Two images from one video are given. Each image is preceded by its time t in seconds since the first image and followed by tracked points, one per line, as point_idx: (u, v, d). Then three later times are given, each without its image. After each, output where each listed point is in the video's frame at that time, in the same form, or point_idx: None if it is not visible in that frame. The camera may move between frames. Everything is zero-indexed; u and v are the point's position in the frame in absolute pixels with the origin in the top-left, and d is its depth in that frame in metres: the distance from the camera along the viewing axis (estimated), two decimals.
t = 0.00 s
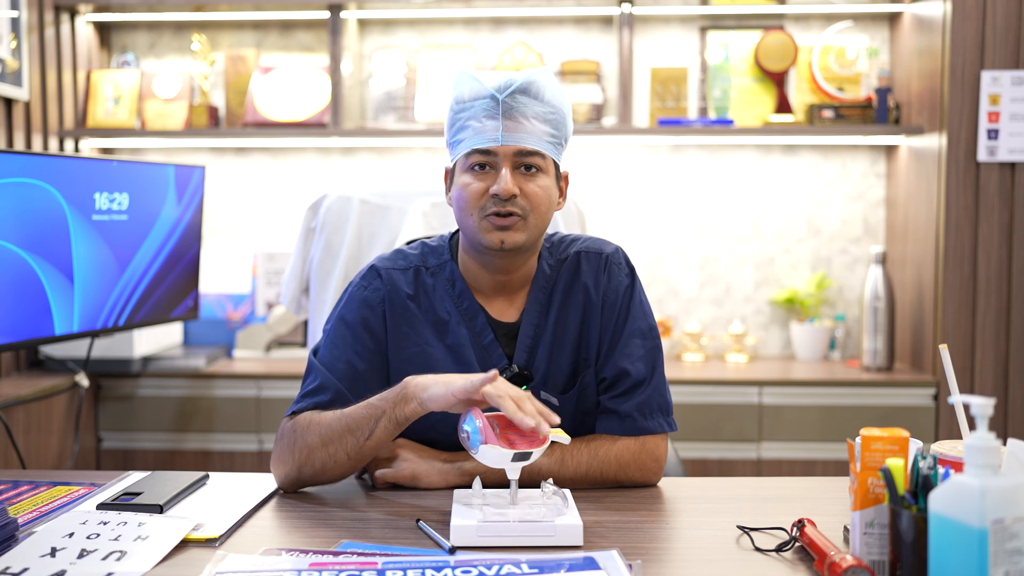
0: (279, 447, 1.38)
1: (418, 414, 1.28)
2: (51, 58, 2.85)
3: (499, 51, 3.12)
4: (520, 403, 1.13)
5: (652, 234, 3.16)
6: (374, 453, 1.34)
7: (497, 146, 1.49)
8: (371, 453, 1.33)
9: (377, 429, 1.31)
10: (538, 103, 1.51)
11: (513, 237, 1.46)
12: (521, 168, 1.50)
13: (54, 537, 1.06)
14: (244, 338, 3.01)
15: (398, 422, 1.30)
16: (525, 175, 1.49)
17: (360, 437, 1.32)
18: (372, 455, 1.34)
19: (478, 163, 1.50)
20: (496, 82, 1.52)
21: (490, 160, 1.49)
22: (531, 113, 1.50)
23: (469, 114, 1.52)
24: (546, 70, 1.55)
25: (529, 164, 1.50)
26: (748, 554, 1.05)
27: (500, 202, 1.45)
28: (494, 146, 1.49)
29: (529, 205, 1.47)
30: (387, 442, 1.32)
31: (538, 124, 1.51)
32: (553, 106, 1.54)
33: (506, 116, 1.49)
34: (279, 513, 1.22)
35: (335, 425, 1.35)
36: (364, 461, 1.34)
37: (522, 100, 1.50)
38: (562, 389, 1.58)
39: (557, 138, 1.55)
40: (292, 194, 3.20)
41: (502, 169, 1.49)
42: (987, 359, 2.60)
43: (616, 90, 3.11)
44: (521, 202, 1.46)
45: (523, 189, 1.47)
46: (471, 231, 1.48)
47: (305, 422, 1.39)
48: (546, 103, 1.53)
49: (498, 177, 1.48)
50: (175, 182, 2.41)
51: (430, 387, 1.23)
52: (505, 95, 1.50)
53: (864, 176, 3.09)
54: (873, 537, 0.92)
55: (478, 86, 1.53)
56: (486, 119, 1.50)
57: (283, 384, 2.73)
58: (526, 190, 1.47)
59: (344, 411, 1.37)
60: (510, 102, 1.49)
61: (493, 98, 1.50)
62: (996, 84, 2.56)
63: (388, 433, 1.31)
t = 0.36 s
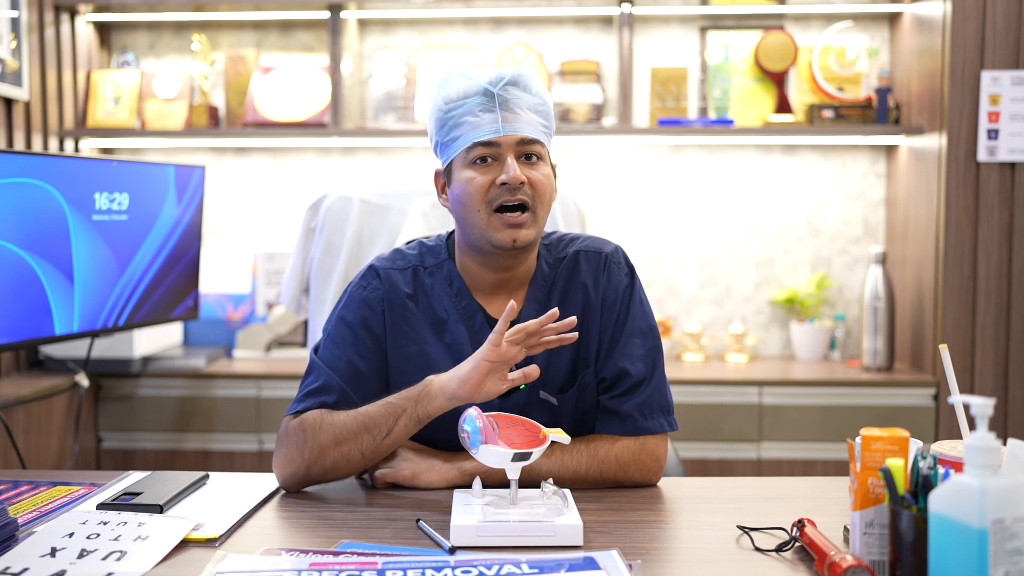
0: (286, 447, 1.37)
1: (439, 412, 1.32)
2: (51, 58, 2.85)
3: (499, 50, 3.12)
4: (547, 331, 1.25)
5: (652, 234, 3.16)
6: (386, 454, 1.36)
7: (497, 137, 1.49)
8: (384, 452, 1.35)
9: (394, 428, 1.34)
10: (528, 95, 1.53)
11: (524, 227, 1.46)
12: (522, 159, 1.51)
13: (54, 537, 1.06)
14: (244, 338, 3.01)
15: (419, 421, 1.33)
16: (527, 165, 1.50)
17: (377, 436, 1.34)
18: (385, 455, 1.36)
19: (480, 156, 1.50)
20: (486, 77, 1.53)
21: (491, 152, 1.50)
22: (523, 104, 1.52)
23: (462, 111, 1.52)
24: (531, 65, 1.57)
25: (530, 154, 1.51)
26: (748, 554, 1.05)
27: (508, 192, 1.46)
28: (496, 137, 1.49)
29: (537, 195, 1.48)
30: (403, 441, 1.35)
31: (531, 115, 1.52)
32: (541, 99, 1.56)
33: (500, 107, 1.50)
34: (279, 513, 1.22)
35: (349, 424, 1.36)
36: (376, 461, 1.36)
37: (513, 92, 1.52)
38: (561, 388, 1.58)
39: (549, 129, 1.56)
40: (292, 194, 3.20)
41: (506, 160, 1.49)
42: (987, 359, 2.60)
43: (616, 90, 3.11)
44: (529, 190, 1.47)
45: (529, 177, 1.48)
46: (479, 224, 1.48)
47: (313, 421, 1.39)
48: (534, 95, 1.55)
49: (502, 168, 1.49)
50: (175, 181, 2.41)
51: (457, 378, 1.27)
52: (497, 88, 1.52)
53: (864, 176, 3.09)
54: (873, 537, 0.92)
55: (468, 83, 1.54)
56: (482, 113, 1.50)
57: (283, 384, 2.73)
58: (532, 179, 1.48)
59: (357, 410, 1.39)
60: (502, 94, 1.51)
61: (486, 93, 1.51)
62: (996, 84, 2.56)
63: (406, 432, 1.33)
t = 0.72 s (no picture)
0: (277, 446, 1.38)
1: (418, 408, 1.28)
2: (51, 58, 2.85)
3: (499, 51, 3.12)
4: (510, 315, 1.17)
5: (652, 234, 3.16)
6: (374, 451, 1.34)
7: (498, 151, 1.49)
8: (370, 450, 1.33)
9: (375, 425, 1.31)
10: (528, 104, 1.53)
11: (524, 240, 1.46)
12: (522, 172, 1.50)
13: (54, 537, 1.06)
14: (245, 338, 3.01)
15: (398, 417, 1.29)
16: (527, 178, 1.50)
17: (359, 433, 1.32)
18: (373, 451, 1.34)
19: (480, 170, 1.49)
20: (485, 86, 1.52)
21: (492, 166, 1.49)
22: (523, 114, 1.51)
23: (461, 121, 1.52)
24: (530, 71, 1.57)
25: (530, 167, 1.50)
26: (748, 553, 1.05)
27: (508, 207, 1.45)
28: (496, 151, 1.49)
29: (537, 208, 1.47)
30: (386, 438, 1.32)
31: (531, 124, 1.52)
32: (541, 106, 1.55)
33: (500, 119, 1.50)
34: (279, 513, 1.22)
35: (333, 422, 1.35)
36: (365, 458, 1.34)
37: (513, 102, 1.51)
38: (560, 390, 1.58)
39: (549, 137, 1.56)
40: (292, 194, 3.20)
41: (506, 174, 1.49)
42: (987, 359, 2.60)
43: (616, 90, 3.11)
44: (529, 204, 1.46)
45: (530, 190, 1.47)
46: (479, 237, 1.47)
47: (303, 421, 1.39)
48: (534, 103, 1.54)
49: (502, 182, 1.48)
50: (175, 181, 2.41)
51: (427, 374, 1.23)
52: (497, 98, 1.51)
53: (864, 176, 3.09)
54: (873, 537, 0.92)
55: (466, 92, 1.53)
56: (482, 125, 1.50)
57: (283, 384, 2.73)
58: (532, 192, 1.47)
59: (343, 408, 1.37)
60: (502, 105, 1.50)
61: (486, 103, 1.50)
62: (996, 84, 2.56)
63: (387, 429, 1.31)
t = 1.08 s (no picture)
0: (275, 448, 1.38)
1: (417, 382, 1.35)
2: (51, 58, 2.85)
3: (499, 51, 3.12)
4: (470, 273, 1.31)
5: (653, 234, 3.16)
6: (373, 436, 1.37)
7: (494, 137, 1.49)
8: (371, 435, 1.37)
9: (375, 408, 1.35)
10: (533, 98, 1.53)
11: (511, 227, 1.46)
12: (518, 160, 1.50)
13: (54, 537, 1.06)
14: (244, 338, 3.01)
15: (397, 396, 1.35)
16: (521, 167, 1.50)
17: (360, 420, 1.35)
18: (372, 437, 1.37)
19: (475, 155, 1.50)
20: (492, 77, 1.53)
21: (487, 151, 1.50)
22: (526, 107, 1.51)
23: (466, 109, 1.53)
24: (541, 69, 1.58)
25: (525, 156, 1.50)
26: (748, 553, 1.05)
27: (498, 192, 1.45)
28: (492, 137, 1.49)
29: (528, 195, 1.47)
30: (386, 419, 1.36)
31: (534, 118, 1.52)
32: (547, 103, 1.55)
33: (503, 108, 1.50)
34: (279, 513, 1.22)
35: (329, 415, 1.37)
36: (365, 446, 1.37)
37: (518, 94, 1.52)
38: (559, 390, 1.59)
39: (553, 134, 1.55)
40: (292, 194, 3.20)
41: (500, 160, 1.49)
42: (987, 359, 2.60)
43: (616, 90, 3.11)
44: (519, 191, 1.46)
45: (522, 178, 1.47)
46: (468, 221, 1.48)
47: (299, 419, 1.40)
48: (540, 98, 1.54)
49: (495, 168, 1.48)
50: (175, 181, 2.41)
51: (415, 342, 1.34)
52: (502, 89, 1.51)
53: (864, 176, 3.09)
54: (873, 537, 0.92)
55: (475, 82, 1.54)
56: (484, 113, 1.50)
57: (283, 384, 2.73)
58: (524, 180, 1.47)
59: (338, 400, 1.40)
60: (506, 95, 1.51)
61: (489, 92, 1.51)
62: (996, 84, 2.56)
63: (387, 409, 1.35)
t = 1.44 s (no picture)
0: (310, 461, 1.32)
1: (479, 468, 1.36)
2: (51, 58, 2.85)
3: (499, 51, 3.12)
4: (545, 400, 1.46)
5: (653, 234, 3.16)
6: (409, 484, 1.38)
7: (489, 135, 1.50)
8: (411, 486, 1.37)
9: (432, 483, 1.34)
10: (532, 97, 1.53)
11: (503, 225, 1.46)
12: (512, 157, 1.50)
13: (54, 537, 1.06)
14: (244, 338, 3.01)
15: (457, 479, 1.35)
16: (515, 164, 1.50)
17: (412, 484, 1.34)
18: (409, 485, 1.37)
19: (471, 153, 1.51)
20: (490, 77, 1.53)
21: (481, 150, 1.50)
22: (524, 105, 1.51)
23: (464, 109, 1.54)
24: (543, 69, 1.57)
25: (519, 153, 1.50)
26: (748, 554, 1.05)
27: (489, 190, 1.46)
28: (486, 135, 1.49)
29: (519, 193, 1.47)
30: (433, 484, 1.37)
31: (532, 117, 1.52)
32: (548, 102, 1.55)
33: (499, 107, 1.50)
34: (280, 513, 1.22)
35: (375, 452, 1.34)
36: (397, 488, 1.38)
37: (515, 93, 1.52)
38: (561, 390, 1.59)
39: (554, 134, 1.55)
40: (292, 194, 3.20)
41: (492, 157, 1.49)
42: (987, 359, 2.60)
43: (616, 90, 3.11)
44: (510, 189, 1.46)
45: (513, 176, 1.47)
46: (462, 220, 1.49)
47: (348, 448, 1.34)
48: (542, 98, 1.54)
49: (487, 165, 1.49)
50: (175, 181, 2.41)
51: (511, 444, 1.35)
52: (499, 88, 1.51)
53: (864, 176, 3.09)
54: (873, 537, 0.92)
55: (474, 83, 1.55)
56: (480, 112, 1.51)
57: (283, 384, 2.73)
58: (516, 177, 1.47)
59: (397, 452, 1.34)
60: (503, 95, 1.51)
61: (488, 91, 1.51)
62: (996, 84, 2.56)
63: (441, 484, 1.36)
